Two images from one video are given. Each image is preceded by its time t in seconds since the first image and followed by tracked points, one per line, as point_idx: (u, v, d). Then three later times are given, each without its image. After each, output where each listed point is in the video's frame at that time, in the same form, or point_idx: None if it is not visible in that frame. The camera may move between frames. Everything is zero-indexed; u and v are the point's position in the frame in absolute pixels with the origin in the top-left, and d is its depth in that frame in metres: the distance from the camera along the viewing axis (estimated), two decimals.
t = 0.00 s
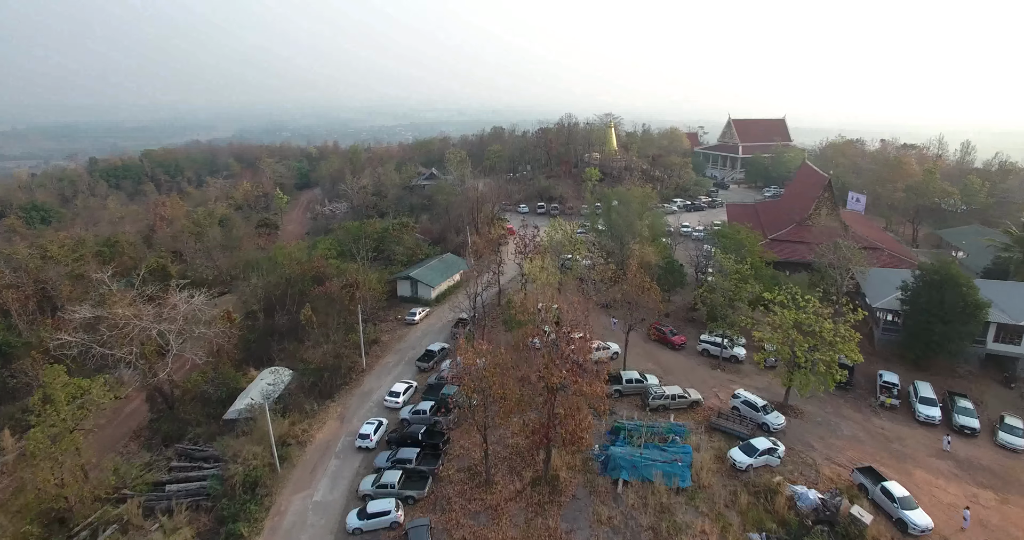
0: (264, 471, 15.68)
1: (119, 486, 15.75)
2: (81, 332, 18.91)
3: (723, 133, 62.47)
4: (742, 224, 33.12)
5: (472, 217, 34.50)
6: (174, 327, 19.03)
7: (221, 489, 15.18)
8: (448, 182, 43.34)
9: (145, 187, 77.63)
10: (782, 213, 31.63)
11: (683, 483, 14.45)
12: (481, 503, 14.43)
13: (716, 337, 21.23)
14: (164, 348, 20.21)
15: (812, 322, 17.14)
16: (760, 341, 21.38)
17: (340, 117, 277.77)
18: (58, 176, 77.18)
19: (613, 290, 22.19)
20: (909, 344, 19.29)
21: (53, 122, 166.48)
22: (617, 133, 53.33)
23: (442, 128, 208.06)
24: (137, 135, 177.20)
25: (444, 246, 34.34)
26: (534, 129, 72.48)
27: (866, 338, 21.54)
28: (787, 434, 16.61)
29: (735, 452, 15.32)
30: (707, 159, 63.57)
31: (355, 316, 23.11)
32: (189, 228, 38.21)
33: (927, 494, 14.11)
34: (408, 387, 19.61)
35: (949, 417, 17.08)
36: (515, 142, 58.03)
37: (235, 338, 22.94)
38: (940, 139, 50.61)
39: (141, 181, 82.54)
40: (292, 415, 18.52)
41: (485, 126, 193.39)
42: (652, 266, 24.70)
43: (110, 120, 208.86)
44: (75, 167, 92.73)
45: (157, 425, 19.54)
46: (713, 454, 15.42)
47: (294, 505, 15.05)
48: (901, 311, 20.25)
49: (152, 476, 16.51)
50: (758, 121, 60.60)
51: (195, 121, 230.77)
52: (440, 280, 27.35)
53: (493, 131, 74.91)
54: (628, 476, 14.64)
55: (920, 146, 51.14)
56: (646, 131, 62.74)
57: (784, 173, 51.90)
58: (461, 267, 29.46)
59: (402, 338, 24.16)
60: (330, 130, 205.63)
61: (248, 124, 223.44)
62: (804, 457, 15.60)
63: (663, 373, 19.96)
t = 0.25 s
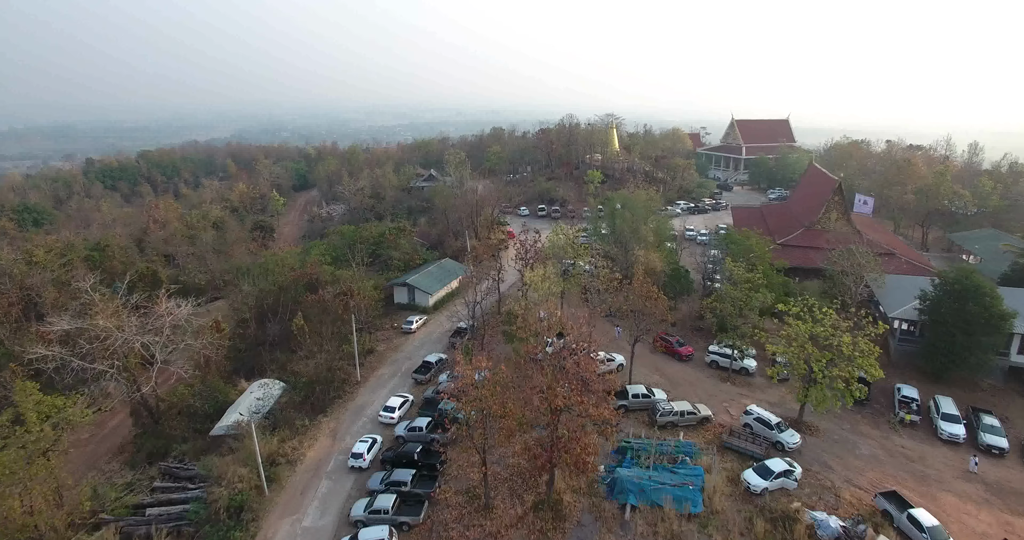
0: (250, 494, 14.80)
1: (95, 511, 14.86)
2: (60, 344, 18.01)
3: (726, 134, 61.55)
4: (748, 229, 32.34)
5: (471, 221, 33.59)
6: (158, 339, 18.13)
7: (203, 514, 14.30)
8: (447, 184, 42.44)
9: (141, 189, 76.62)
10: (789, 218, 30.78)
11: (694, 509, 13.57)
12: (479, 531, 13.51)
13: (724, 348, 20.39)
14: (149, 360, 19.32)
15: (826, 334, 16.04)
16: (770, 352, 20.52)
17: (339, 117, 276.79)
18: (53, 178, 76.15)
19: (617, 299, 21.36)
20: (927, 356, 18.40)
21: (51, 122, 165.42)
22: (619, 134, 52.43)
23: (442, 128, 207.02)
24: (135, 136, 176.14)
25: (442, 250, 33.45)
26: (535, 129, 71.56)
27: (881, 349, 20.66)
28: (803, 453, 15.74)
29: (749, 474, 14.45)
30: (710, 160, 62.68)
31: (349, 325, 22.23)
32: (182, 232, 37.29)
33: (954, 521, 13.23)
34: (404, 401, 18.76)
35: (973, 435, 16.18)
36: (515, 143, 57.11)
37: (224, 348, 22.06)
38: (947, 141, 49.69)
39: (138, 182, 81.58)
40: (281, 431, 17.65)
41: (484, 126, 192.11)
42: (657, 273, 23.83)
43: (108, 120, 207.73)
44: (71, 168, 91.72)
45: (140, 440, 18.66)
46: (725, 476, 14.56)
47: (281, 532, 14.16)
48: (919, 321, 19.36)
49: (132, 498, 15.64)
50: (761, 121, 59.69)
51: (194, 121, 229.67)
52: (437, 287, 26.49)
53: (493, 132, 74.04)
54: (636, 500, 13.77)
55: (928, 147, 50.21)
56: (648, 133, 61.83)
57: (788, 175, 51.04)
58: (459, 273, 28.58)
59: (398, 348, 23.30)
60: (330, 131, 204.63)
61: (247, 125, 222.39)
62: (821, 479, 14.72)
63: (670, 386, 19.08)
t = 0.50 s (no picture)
0: (234, 520, 13.90)
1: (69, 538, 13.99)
2: (36, 357, 17.07)
3: (729, 135, 60.71)
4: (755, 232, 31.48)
5: (470, 224, 32.72)
6: (140, 352, 17.19)
7: None
8: (446, 186, 41.56)
9: (137, 190, 75.72)
10: (797, 220, 29.89)
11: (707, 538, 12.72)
12: None
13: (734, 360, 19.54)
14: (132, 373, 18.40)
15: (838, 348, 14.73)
16: (782, 363, 19.66)
17: (339, 118, 275.89)
18: (49, 179, 75.26)
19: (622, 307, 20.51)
20: (948, 370, 17.50)
21: (49, 123, 164.55)
22: (621, 135, 51.58)
23: (441, 129, 206.28)
24: (134, 136, 175.24)
25: (440, 255, 32.57)
26: (535, 130, 70.69)
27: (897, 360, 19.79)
28: (820, 474, 14.89)
29: (765, 498, 13.60)
30: (712, 160, 61.83)
31: (342, 335, 21.37)
32: (174, 236, 36.40)
33: None
34: (399, 416, 17.90)
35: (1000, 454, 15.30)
36: (515, 144, 56.26)
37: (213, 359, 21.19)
38: (955, 141, 48.82)
39: (134, 183, 80.69)
40: (271, 450, 16.78)
41: (484, 126, 191.11)
42: (663, 280, 22.96)
43: (107, 120, 206.66)
44: (67, 168, 90.78)
45: (123, 457, 17.79)
46: (740, 501, 13.70)
47: None
48: (939, 332, 18.47)
49: (111, 522, 14.77)
50: (765, 122, 58.82)
51: (192, 121, 228.68)
52: (435, 293, 25.64)
53: (492, 133, 73.17)
54: (645, 528, 12.92)
55: (935, 148, 49.34)
56: (650, 133, 60.99)
57: (792, 176, 50.16)
58: (458, 278, 27.73)
59: (395, 358, 22.44)
60: (329, 131, 203.87)
61: (246, 125, 221.51)
62: (842, 503, 13.87)
63: (678, 400, 18.22)
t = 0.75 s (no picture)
0: None
1: None
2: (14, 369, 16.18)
3: (732, 136, 59.91)
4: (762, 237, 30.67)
5: (469, 228, 31.91)
6: (122, 366, 16.32)
7: None
8: (444, 189, 40.73)
9: (132, 191, 74.84)
10: (806, 225, 29.10)
11: None
12: None
13: (744, 372, 18.72)
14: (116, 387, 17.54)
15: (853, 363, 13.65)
16: (794, 376, 18.87)
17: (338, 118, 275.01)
18: (44, 180, 74.38)
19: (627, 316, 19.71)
20: (971, 383, 16.66)
21: (46, 124, 163.69)
22: (623, 136, 50.78)
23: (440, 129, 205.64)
24: (132, 137, 174.39)
25: (439, 259, 31.73)
26: (536, 130, 69.91)
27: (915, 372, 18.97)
28: (839, 495, 14.08)
29: (782, 523, 12.78)
30: (715, 162, 61.03)
31: (336, 345, 20.56)
32: (166, 239, 35.53)
33: None
34: (395, 432, 17.09)
35: None
36: (516, 145, 55.46)
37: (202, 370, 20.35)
38: (963, 142, 48.04)
39: (130, 184, 79.79)
40: (259, 469, 15.95)
41: (484, 126, 190.24)
42: (669, 287, 22.16)
43: (105, 120, 205.59)
44: (62, 169, 89.81)
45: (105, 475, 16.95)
46: (755, 527, 12.88)
47: None
48: (960, 343, 17.65)
49: None
50: (769, 123, 58.03)
51: (191, 122, 227.70)
52: (433, 300, 24.84)
53: (491, 133, 72.36)
54: None
55: (942, 149, 48.54)
56: (652, 134, 60.22)
57: (797, 178, 49.35)
58: (457, 285, 26.93)
59: (391, 369, 21.62)
60: (329, 132, 203.26)
61: (245, 125, 220.64)
62: (863, 528, 13.05)
63: (687, 415, 17.41)
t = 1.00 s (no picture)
0: None
1: None
2: None
3: (735, 136, 59.13)
4: (768, 239, 29.97)
5: (469, 231, 31.10)
6: (103, 378, 15.29)
7: None
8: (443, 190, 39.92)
9: (129, 191, 73.99)
10: (814, 227, 28.40)
11: None
12: None
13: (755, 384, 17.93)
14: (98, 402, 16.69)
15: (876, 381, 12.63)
16: (808, 388, 18.06)
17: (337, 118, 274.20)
18: (39, 180, 73.53)
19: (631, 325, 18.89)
20: (996, 397, 15.80)
21: (45, 123, 162.75)
22: (625, 136, 49.98)
23: (440, 129, 204.91)
24: (131, 136, 173.62)
25: (437, 263, 30.93)
26: (536, 130, 69.13)
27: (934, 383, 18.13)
28: (861, 519, 13.28)
29: None
30: (718, 162, 60.27)
31: (330, 355, 19.75)
32: (159, 242, 34.71)
33: None
34: (391, 449, 16.28)
35: None
36: (516, 145, 54.69)
37: (190, 381, 19.52)
38: (971, 143, 47.25)
39: (127, 185, 78.96)
40: (247, 490, 15.11)
41: (484, 126, 189.54)
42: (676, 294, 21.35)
43: (103, 120, 204.66)
44: (58, 169, 88.92)
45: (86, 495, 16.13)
46: None
47: None
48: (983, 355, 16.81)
49: None
50: (773, 123, 57.24)
51: (190, 121, 226.82)
52: (431, 307, 24.04)
53: (492, 133, 71.50)
54: None
55: (950, 149, 47.75)
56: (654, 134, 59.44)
57: (802, 179, 48.53)
58: (456, 290, 26.12)
59: (388, 379, 20.80)
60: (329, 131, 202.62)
61: (244, 125, 219.79)
62: None
63: (697, 431, 16.61)
